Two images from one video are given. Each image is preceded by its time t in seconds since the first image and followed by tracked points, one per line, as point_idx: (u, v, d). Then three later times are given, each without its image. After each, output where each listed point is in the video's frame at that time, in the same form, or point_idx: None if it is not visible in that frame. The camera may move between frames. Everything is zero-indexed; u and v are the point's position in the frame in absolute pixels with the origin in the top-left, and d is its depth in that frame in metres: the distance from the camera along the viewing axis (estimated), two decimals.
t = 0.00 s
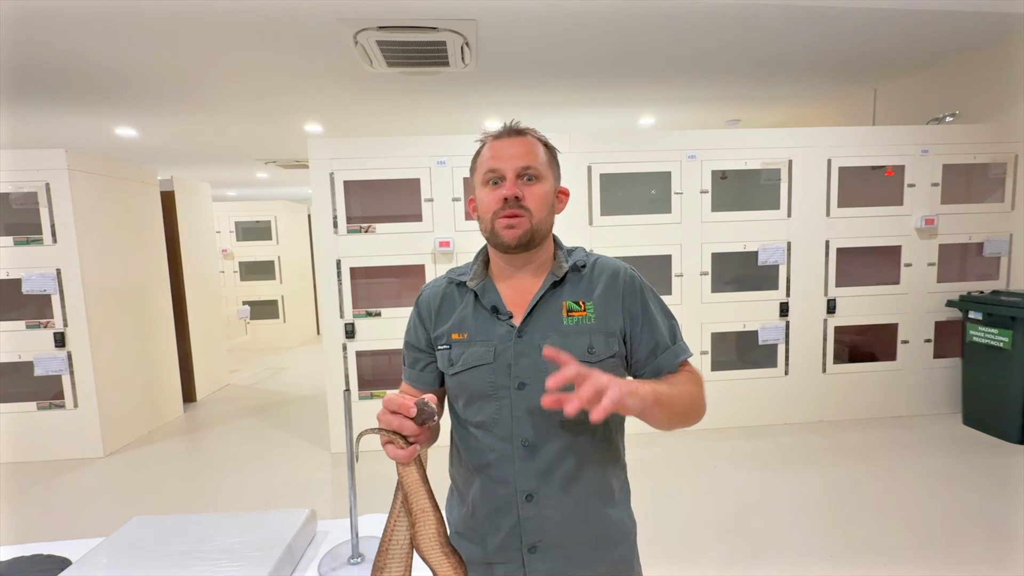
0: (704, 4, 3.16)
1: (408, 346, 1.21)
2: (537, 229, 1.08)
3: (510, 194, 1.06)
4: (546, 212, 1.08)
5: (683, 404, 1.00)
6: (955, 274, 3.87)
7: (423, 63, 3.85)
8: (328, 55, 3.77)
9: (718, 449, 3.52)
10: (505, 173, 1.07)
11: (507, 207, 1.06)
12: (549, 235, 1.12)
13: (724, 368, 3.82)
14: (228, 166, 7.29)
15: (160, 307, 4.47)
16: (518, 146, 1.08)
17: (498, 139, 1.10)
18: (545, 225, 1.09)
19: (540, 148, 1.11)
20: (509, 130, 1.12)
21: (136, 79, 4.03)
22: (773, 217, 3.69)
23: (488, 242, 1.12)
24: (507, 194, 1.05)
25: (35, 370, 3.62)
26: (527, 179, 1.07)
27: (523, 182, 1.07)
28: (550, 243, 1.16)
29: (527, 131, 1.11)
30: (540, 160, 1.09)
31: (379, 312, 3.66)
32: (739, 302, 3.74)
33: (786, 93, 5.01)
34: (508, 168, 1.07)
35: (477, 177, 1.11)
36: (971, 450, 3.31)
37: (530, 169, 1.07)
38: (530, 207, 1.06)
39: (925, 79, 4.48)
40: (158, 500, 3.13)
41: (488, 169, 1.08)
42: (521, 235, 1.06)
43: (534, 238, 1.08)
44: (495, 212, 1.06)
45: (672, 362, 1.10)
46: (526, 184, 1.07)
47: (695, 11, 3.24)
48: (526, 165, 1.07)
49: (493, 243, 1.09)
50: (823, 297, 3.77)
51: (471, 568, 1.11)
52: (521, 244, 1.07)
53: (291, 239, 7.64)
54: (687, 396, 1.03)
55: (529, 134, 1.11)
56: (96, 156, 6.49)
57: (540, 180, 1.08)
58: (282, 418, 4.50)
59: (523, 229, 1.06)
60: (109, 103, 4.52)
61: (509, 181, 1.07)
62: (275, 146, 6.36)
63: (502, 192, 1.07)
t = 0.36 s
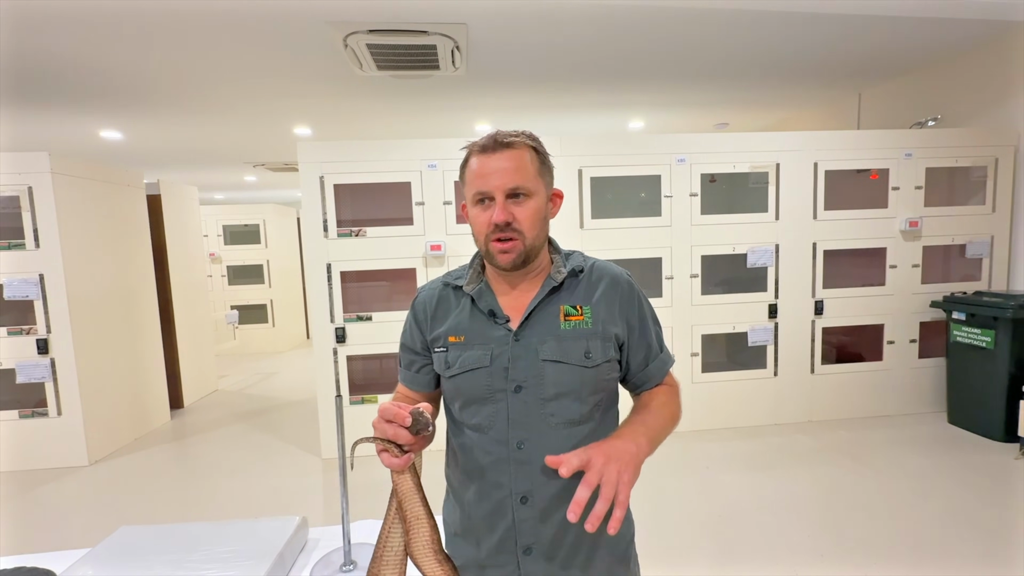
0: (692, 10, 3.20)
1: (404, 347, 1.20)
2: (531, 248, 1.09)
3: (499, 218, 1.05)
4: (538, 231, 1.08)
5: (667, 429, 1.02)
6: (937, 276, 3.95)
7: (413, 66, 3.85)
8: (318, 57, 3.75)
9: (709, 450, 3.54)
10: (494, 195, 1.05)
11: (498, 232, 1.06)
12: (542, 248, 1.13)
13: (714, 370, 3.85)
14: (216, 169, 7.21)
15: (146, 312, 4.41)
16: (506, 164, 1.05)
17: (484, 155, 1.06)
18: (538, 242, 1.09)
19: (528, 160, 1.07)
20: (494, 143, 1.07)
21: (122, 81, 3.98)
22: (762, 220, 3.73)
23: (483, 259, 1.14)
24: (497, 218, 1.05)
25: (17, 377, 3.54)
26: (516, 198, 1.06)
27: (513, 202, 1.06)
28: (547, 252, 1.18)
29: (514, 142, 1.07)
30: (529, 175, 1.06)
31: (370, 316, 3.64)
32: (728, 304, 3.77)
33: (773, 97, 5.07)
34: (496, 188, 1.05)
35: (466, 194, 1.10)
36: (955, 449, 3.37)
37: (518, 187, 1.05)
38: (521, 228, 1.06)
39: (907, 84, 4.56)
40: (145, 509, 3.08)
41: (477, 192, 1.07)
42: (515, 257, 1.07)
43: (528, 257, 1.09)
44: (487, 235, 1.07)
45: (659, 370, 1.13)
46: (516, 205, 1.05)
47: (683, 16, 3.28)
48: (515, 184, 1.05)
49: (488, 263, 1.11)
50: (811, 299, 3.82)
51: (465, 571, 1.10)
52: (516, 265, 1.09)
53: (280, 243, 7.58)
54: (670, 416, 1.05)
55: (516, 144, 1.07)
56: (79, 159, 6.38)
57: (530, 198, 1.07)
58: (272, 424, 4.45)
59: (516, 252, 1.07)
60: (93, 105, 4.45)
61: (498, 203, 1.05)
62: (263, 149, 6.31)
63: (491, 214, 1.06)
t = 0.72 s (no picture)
0: (683, 15, 3.23)
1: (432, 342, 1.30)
2: (524, 251, 1.12)
3: (487, 227, 1.10)
4: (528, 234, 1.11)
5: (663, 437, 1.02)
6: (925, 277, 4.01)
7: (407, 70, 3.85)
8: (311, 61, 3.75)
9: (703, 452, 3.56)
10: (482, 205, 1.10)
11: (489, 239, 1.11)
12: (539, 249, 1.14)
13: (707, 372, 3.88)
14: (208, 172, 7.17)
15: (137, 317, 4.37)
16: (491, 174, 1.09)
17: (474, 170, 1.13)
18: (530, 244, 1.12)
19: (513, 168, 1.10)
20: (483, 156, 1.12)
21: (112, 84, 3.95)
22: (753, 223, 3.77)
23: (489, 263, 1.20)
24: (486, 227, 1.10)
25: (5, 383, 3.49)
26: (503, 205, 1.09)
27: (500, 210, 1.09)
28: (551, 253, 1.19)
29: (499, 153, 1.11)
30: (514, 183, 1.09)
31: (364, 320, 3.64)
32: (721, 306, 3.80)
33: (764, 101, 5.13)
34: (484, 199, 1.10)
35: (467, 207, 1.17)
36: (945, 448, 3.40)
37: (503, 196, 1.09)
38: (510, 233, 1.09)
39: (895, 89, 4.63)
40: (137, 516, 3.05)
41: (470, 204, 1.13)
42: (508, 260, 1.12)
43: (522, 260, 1.12)
44: (481, 243, 1.13)
45: (664, 362, 1.12)
46: (502, 212, 1.09)
47: (674, 22, 3.31)
48: (499, 194, 1.08)
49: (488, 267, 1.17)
50: (802, 301, 3.85)
51: (481, 551, 1.15)
52: (510, 268, 1.13)
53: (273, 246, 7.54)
54: (673, 425, 1.04)
55: (502, 154, 1.11)
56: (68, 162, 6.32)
57: (516, 204, 1.09)
58: (265, 429, 4.41)
59: (507, 255, 1.11)
60: (83, 108, 4.42)
61: (485, 212, 1.10)
62: (256, 152, 6.28)
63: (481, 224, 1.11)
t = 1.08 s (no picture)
0: (675, 16, 3.23)
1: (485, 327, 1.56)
2: (560, 252, 1.29)
3: (531, 228, 1.28)
4: (566, 238, 1.28)
5: (624, 424, 1.08)
6: (917, 278, 4.04)
7: (400, 70, 3.84)
8: (303, 60, 3.73)
9: (697, 452, 3.57)
10: (529, 208, 1.28)
11: (531, 239, 1.29)
12: (574, 252, 1.31)
13: (701, 372, 3.89)
14: (199, 172, 7.12)
15: (127, 318, 4.33)
16: (540, 183, 1.27)
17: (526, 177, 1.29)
18: (566, 247, 1.29)
19: (558, 180, 1.26)
20: (534, 165, 1.30)
21: (103, 83, 3.92)
22: (745, 223, 3.78)
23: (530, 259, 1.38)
24: (530, 228, 1.27)
25: None
26: (546, 211, 1.26)
27: (543, 215, 1.27)
28: (586, 254, 1.35)
29: (548, 166, 1.27)
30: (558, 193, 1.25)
31: (356, 321, 3.62)
32: (714, 307, 3.81)
33: (756, 103, 5.14)
34: (530, 204, 1.27)
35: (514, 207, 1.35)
36: (936, 448, 3.43)
37: (547, 203, 1.26)
38: (549, 236, 1.27)
39: (885, 91, 4.66)
40: (126, 520, 3.02)
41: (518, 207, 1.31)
42: (546, 260, 1.29)
43: (558, 260, 1.30)
44: (524, 241, 1.31)
45: (664, 355, 1.18)
46: (545, 216, 1.26)
47: (667, 23, 3.32)
48: (545, 200, 1.25)
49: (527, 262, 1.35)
50: (794, 301, 3.87)
51: (515, 507, 1.39)
52: (546, 265, 1.31)
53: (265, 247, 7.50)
54: (640, 418, 1.08)
55: (550, 166, 1.28)
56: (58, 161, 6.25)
57: (558, 211, 1.26)
58: (257, 430, 4.39)
59: (545, 255, 1.28)
60: (73, 107, 4.38)
61: (530, 215, 1.28)
62: (248, 152, 6.24)
63: (526, 224, 1.29)
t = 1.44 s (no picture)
0: (669, 20, 3.22)
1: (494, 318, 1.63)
2: (573, 259, 1.30)
3: (549, 232, 1.28)
4: (581, 245, 1.29)
5: (579, 424, 1.10)
6: (912, 283, 4.03)
7: (394, 73, 3.83)
8: (297, 63, 3.71)
9: (692, 458, 3.54)
10: (547, 213, 1.28)
11: (547, 243, 1.29)
12: (584, 259, 1.34)
13: (696, 377, 3.87)
14: (194, 175, 7.09)
15: (118, 321, 4.29)
16: (563, 189, 1.26)
17: (548, 180, 1.27)
18: (579, 255, 1.30)
19: (579, 188, 1.26)
20: (555, 170, 1.28)
21: (95, 85, 3.90)
22: (741, 228, 3.77)
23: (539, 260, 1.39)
24: (549, 232, 1.27)
25: None
26: (565, 217, 1.27)
27: (562, 221, 1.27)
28: (590, 258, 1.37)
29: (570, 173, 1.27)
30: (578, 201, 1.26)
31: (349, 325, 3.59)
32: (709, 312, 3.80)
33: (752, 107, 5.14)
34: (551, 208, 1.27)
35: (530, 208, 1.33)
36: (932, 454, 3.41)
37: (567, 210, 1.26)
38: (565, 242, 1.28)
39: (880, 96, 4.66)
40: (113, 526, 2.98)
41: (537, 208, 1.29)
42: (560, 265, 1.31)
43: (570, 265, 1.32)
44: (539, 243, 1.30)
45: (629, 358, 1.18)
46: (564, 222, 1.27)
47: (662, 27, 3.31)
48: (564, 208, 1.26)
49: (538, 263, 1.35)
50: (790, 306, 3.86)
51: (506, 481, 1.49)
52: (559, 270, 1.33)
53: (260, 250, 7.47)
54: (595, 420, 1.10)
55: (570, 173, 1.27)
56: (51, 163, 6.22)
57: (577, 219, 1.27)
58: (250, 435, 4.35)
59: (558, 260, 1.30)
60: (66, 109, 4.36)
61: (548, 220, 1.28)
62: (243, 154, 6.22)
63: (544, 228, 1.29)
